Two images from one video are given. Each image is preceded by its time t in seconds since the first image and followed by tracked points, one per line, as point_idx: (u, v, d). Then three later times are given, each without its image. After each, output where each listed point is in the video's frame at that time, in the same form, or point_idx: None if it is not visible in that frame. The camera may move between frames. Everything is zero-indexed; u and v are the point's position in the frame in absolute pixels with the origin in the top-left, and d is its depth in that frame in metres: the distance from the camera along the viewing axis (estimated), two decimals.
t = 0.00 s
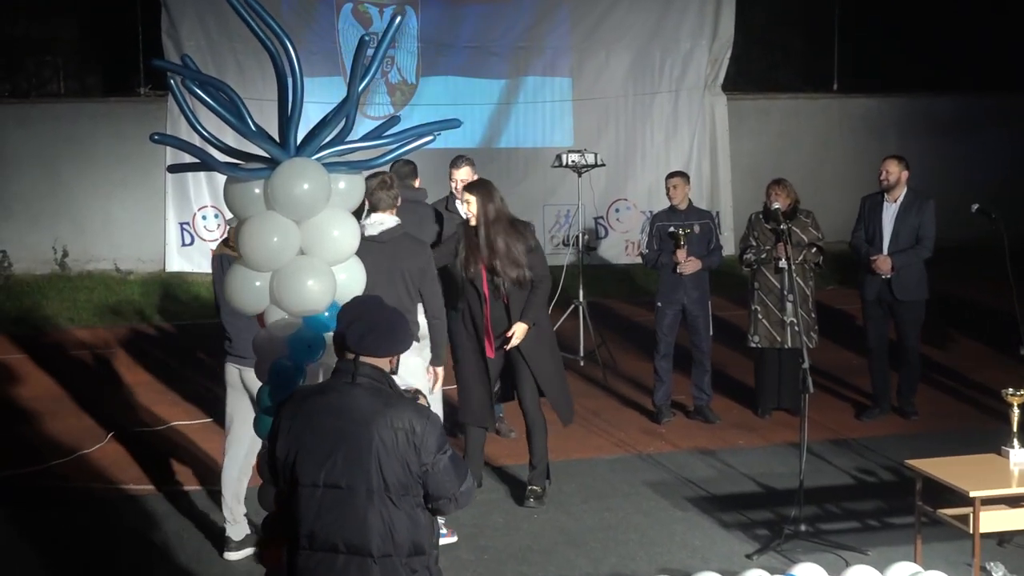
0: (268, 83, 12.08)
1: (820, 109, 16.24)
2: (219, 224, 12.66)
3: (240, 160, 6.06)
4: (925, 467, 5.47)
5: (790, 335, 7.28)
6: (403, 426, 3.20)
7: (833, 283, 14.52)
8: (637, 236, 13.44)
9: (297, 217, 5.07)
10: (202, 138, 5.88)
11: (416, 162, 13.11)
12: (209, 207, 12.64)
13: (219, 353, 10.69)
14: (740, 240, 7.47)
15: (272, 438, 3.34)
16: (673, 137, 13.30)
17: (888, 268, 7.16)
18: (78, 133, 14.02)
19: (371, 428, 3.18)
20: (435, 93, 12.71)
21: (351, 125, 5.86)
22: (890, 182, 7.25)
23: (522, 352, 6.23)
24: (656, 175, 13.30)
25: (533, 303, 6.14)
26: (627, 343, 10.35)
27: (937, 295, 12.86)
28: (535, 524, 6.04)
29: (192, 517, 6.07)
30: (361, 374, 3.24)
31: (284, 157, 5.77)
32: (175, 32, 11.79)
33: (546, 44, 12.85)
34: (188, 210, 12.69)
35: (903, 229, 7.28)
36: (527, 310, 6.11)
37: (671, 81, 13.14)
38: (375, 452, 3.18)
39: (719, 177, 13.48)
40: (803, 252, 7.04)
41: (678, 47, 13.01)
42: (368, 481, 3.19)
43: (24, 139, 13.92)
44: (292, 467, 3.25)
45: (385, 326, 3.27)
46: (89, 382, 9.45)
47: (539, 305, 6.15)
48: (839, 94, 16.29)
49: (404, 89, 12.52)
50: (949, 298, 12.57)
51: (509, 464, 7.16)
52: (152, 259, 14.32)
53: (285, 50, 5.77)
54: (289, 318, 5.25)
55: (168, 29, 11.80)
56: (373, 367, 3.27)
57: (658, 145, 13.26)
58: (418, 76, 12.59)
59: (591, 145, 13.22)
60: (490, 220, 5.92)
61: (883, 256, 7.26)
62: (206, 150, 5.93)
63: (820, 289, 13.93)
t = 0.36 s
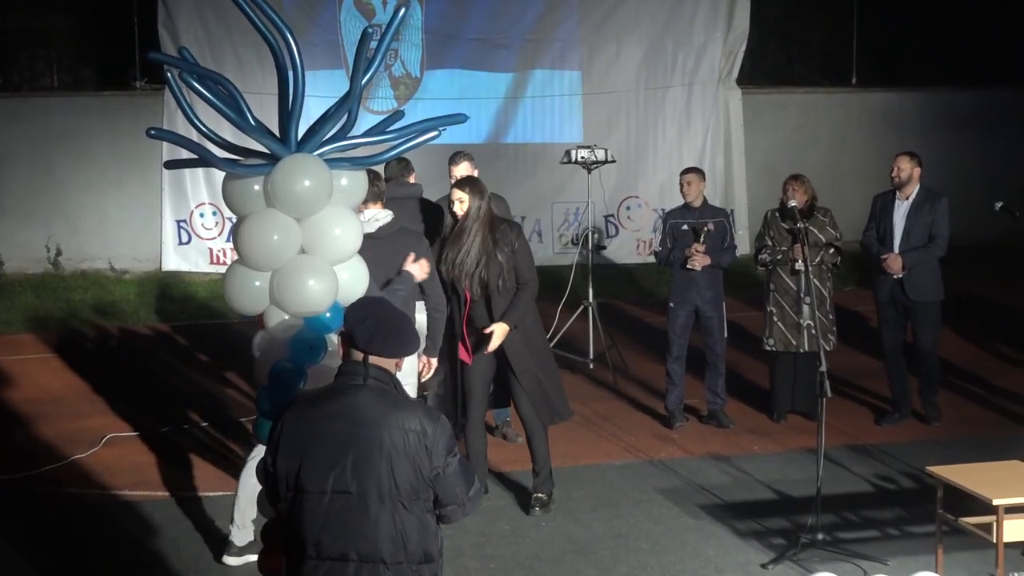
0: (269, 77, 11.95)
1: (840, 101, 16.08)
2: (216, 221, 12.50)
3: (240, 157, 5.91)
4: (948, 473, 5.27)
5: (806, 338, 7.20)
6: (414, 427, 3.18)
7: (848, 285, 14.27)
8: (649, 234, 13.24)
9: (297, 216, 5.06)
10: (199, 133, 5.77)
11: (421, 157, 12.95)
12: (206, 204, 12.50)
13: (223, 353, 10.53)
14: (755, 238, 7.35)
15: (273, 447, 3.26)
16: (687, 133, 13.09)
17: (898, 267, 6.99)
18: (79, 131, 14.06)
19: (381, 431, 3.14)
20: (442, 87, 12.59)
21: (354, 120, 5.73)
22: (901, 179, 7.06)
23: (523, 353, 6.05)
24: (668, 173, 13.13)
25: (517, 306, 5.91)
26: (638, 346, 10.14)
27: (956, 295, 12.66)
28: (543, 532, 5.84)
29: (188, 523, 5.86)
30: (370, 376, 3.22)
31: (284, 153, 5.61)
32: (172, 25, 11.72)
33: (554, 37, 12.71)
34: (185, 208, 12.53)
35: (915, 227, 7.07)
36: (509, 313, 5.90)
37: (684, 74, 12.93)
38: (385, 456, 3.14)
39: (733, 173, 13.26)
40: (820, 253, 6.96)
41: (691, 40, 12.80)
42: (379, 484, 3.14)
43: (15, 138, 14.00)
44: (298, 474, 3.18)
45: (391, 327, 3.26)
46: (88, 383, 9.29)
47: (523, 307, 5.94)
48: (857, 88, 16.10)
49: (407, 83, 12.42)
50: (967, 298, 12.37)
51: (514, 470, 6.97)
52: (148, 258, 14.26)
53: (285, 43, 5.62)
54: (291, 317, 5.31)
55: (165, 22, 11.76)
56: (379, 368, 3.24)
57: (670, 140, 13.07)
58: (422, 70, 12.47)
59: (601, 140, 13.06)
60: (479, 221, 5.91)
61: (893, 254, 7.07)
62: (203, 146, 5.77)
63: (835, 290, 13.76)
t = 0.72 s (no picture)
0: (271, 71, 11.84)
1: (859, 95, 15.86)
2: (215, 219, 12.34)
3: (241, 153, 5.76)
4: (973, 480, 5.07)
5: (828, 343, 7.29)
6: (422, 433, 3.09)
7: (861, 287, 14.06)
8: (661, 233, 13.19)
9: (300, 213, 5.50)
10: (199, 128, 5.60)
11: (428, 152, 12.78)
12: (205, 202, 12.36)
13: (227, 354, 10.36)
14: (774, 240, 7.40)
15: (278, 450, 3.17)
16: (701, 130, 12.94)
17: (914, 268, 6.83)
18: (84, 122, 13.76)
19: (388, 436, 3.05)
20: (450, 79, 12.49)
21: (358, 115, 5.68)
22: (923, 176, 6.90)
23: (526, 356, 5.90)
24: (682, 170, 12.97)
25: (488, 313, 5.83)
26: (651, 348, 9.96)
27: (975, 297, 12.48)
28: (552, 540, 5.65)
29: (187, 529, 5.68)
30: (378, 380, 3.15)
31: (287, 148, 5.61)
32: (171, 16, 11.62)
33: (565, 29, 12.56)
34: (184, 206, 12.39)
35: (934, 226, 6.89)
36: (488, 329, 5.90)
37: (698, 68, 12.78)
38: (392, 461, 3.05)
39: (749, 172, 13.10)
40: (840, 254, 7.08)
41: (706, 33, 12.67)
42: (386, 490, 3.05)
43: (13, 132, 13.69)
44: (302, 477, 3.09)
45: (403, 329, 3.19)
46: (89, 384, 9.11)
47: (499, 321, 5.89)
48: (876, 82, 15.87)
49: (413, 78, 12.34)
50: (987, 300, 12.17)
51: (523, 477, 6.79)
52: (145, 256, 13.95)
53: (288, 35, 5.47)
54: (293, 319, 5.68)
55: (165, 15, 11.63)
56: (388, 372, 3.16)
57: (684, 135, 12.90)
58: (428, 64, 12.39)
59: (612, 136, 12.90)
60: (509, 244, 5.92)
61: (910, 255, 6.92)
62: (203, 142, 5.61)
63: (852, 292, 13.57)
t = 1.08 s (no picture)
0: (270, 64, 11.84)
1: (878, 88, 15.75)
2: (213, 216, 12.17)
3: (240, 149, 5.59)
4: (998, 485, 4.87)
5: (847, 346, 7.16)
6: (427, 438, 2.96)
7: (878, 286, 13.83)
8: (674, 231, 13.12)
9: (300, 210, 5.42)
10: (197, 122, 5.43)
11: (433, 151, 12.65)
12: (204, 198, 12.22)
13: (231, 355, 10.22)
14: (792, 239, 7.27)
15: (279, 454, 3.06)
16: (715, 126, 12.86)
17: (935, 268, 6.68)
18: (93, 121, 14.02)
19: (391, 440, 2.93)
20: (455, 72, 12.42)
21: (361, 109, 5.51)
22: (954, 172, 6.71)
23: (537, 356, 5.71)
24: (694, 166, 12.90)
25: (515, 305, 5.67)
26: (664, 350, 9.79)
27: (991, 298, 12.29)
28: (561, 549, 5.46)
29: (185, 536, 5.50)
30: (382, 383, 3.03)
31: (289, 144, 5.45)
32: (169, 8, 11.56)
33: (575, 22, 12.54)
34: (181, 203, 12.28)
35: (959, 225, 6.71)
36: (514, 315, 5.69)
37: (712, 62, 12.71)
38: (395, 466, 2.93)
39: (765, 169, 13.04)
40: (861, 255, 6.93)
41: (720, 24, 12.59)
42: (387, 496, 2.93)
43: (5, 127, 14.00)
44: (303, 481, 2.98)
45: (408, 328, 3.07)
46: (91, 386, 8.96)
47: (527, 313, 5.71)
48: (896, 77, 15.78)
49: (419, 72, 12.28)
50: (1005, 301, 11.99)
51: (532, 482, 6.60)
52: (141, 256, 14.09)
53: (288, 26, 5.30)
54: (293, 320, 5.58)
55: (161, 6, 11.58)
56: (393, 374, 3.04)
57: (698, 132, 12.83)
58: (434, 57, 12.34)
59: (624, 131, 12.82)
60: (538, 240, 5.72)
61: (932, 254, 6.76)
62: (200, 136, 5.44)
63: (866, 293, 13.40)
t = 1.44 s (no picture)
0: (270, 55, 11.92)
1: (898, 82, 15.68)
2: (212, 214, 12.23)
3: (239, 145, 5.43)
4: None
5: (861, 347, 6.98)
6: (432, 445, 2.94)
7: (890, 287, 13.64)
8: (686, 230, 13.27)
9: (302, 208, 5.26)
10: (195, 118, 5.27)
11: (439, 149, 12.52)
12: (201, 197, 12.27)
13: (237, 357, 10.08)
14: (805, 237, 7.11)
15: (284, 459, 3.05)
16: (729, 121, 13.10)
17: (956, 269, 6.55)
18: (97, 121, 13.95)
19: (396, 447, 2.91)
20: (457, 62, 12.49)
21: (364, 104, 5.34)
22: (981, 171, 6.56)
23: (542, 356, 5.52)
24: (707, 163, 13.13)
25: (510, 290, 5.47)
26: (674, 353, 9.64)
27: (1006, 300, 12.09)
28: (570, 557, 5.29)
29: (183, 544, 5.33)
30: (387, 386, 3.00)
31: (290, 141, 5.29)
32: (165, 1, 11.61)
33: (585, 14, 12.65)
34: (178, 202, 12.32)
35: (984, 226, 6.56)
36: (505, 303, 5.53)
37: (726, 56, 12.95)
38: (401, 473, 2.91)
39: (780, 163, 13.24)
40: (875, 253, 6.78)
41: (733, 17, 12.80)
42: (394, 504, 2.91)
43: None
44: (308, 489, 2.98)
45: (414, 330, 3.05)
46: (92, 388, 8.82)
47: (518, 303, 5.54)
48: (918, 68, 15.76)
49: (423, 64, 12.34)
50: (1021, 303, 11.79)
51: (543, 488, 6.43)
52: (137, 255, 14.05)
53: (288, 18, 5.13)
54: (294, 322, 5.42)
55: None
56: (400, 380, 3.02)
57: (711, 127, 13.06)
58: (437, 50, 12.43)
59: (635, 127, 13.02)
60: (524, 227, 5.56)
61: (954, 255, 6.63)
62: (198, 132, 5.28)
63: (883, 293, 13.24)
